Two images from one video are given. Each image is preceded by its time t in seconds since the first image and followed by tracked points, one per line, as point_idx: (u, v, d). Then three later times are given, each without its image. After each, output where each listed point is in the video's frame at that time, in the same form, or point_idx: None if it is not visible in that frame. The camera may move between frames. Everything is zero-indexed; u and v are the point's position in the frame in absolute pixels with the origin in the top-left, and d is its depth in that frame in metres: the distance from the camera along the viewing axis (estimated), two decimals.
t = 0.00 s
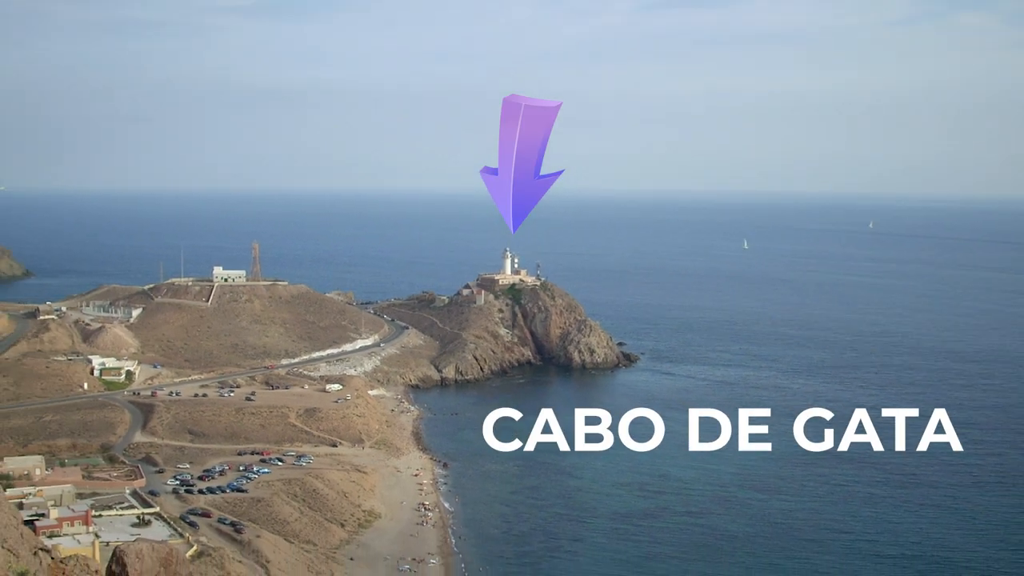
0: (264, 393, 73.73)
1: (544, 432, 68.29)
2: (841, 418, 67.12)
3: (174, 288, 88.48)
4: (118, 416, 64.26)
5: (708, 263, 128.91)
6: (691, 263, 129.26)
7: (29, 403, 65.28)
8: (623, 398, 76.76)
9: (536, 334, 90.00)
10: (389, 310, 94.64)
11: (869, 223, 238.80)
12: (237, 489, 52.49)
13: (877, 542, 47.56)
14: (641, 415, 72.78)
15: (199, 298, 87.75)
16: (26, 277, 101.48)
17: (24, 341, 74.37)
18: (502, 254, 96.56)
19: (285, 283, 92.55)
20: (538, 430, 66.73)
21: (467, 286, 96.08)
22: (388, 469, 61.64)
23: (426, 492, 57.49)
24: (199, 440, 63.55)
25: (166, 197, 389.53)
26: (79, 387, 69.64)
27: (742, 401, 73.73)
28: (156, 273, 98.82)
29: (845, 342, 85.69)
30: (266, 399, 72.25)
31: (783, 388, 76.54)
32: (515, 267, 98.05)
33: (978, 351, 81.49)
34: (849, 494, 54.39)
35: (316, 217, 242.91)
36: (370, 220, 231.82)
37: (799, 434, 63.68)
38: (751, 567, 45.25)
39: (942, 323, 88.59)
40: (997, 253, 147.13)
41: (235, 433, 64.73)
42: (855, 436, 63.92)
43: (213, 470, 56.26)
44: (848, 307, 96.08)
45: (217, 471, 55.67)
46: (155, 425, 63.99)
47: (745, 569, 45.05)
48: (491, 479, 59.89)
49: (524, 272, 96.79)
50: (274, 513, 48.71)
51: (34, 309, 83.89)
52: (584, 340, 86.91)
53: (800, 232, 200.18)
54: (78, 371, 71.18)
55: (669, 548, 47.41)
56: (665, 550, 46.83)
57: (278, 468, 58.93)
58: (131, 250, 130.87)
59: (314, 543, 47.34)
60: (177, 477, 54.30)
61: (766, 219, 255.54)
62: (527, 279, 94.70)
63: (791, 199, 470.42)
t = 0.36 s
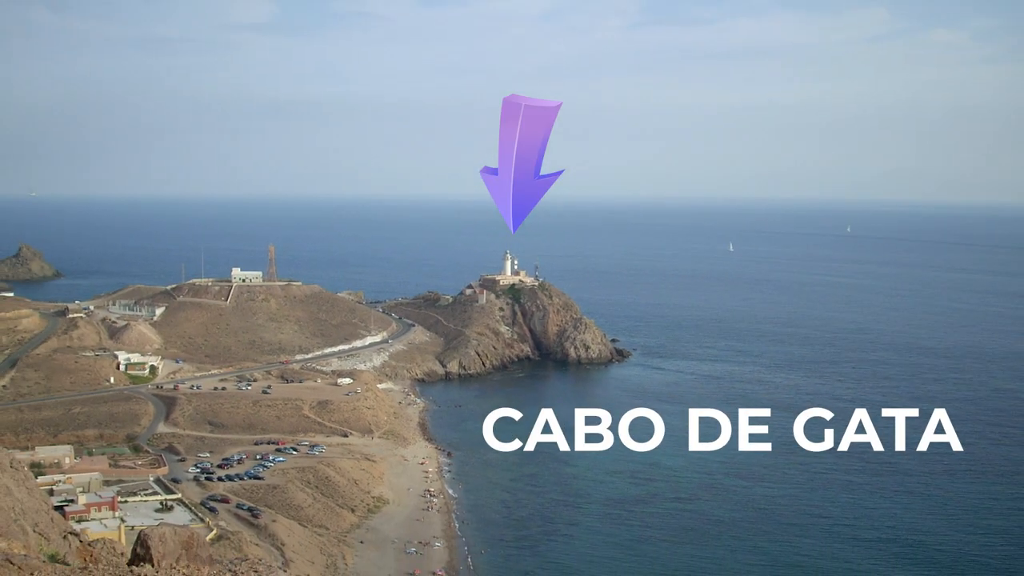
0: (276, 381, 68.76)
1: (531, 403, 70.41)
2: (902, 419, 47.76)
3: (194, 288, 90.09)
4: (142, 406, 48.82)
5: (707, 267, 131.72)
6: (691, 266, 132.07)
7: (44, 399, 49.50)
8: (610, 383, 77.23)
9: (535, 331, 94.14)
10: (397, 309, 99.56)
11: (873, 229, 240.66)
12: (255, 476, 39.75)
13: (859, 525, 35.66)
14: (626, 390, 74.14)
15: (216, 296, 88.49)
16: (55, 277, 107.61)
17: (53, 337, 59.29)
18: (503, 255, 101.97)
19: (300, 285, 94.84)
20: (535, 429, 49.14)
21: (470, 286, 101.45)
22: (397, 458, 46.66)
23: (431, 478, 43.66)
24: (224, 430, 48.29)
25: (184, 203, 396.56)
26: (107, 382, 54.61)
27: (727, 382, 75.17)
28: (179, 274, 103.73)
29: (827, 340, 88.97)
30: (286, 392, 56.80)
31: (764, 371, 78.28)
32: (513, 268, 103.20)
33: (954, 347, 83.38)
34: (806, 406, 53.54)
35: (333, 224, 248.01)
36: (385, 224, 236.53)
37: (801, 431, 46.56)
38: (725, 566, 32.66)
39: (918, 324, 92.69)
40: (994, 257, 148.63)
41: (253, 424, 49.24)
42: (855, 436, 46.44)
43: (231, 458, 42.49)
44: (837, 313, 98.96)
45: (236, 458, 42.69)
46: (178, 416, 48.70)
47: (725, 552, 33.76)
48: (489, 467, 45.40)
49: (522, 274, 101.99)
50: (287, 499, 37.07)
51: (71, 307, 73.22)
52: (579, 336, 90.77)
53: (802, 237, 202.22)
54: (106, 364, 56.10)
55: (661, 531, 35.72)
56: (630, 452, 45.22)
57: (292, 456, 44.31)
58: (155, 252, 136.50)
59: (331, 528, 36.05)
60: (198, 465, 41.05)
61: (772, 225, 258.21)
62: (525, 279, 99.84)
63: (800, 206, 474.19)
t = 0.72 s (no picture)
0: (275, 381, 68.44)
1: (531, 403, 70.28)
2: (902, 419, 47.83)
3: (194, 288, 89.85)
4: (143, 407, 48.83)
5: (707, 267, 131.67)
6: (690, 266, 132.03)
7: (44, 399, 49.52)
8: (610, 383, 77.18)
9: (534, 331, 93.37)
10: (398, 310, 99.11)
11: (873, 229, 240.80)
12: (255, 476, 39.76)
13: (859, 525, 35.67)
14: (626, 390, 74.07)
15: (216, 296, 88.19)
16: (55, 277, 107.72)
17: (53, 337, 59.33)
18: (503, 255, 101.96)
19: (300, 285, 94.30)
20: (535, 428, 49.12)
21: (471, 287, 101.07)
22: (398, 459, 46.65)
23: (431, 478, 43.67)
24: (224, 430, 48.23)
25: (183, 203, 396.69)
26: (107, 382, 54.59)
27: (727, 381, 75.10)
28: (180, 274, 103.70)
29: (827, 340, 88.90)
30: (286, 392, 56.71)
31: (764, 371, 78.25)
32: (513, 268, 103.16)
33: (954, 346, 83.33)
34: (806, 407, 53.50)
35: (332, 224, 247.89)
36: (385, 224, 236.54)
37: (801, 431, 46.55)
38: (725, 566, 32.64)
39: (917, 325, 92.61)
40: (994, 256, 148.50)
41: (253, 424, 49.25)
42: (855, 436, 46.43)
43: (231, 458, 42.49)
44: (837, 313, 98.84)
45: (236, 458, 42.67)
46: (177, 416, 48.70)
47: (725, 552, 33.77)
48: (489, 467, 45.40)
49: (522, 274, 101.98)
50: (287, 499, 37.08)
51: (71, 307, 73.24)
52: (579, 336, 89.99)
53: (801, 237, 202.21)
54: (106, 364, 56.12)
55: (661, 531, 35.74)
56: (630, 452, 45.29)
57: (292, 455, 44.31)
58: (155, 252, 136.56)
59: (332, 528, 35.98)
60: (198, 466, 40.98)
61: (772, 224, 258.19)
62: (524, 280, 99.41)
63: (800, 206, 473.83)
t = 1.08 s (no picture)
0: (275, 381, 68.34)
1: (531, 403, 70.25)
2: (902, 419, 47.84)
3: (195, 288, 89.76)
4: (143, 406, 48.80)
5: (707, 267, 131.61)
6: (690, 266, 132.05)
7: (44, 399, 49.53)
8: (610, 383, 77.17)
9: (534, 331, 93.23)
10: (398, 310, 99.06)
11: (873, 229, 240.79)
12: (255, 476, 39.77)
13: (859, 525, 35.68)
14: (626, 390, 74.04)
15: (216, 296, 88.06)
16: (56, 277, 107.75)
17: (53, 337, 59.33)
18: (503, 255, 101.93)
19: (300, 285, 94.14)
20: (535, 428, 49.13)
21: (471, 288, 100.98)
22: (398, 459, 46.61)
23: (431, 478, 43.65)
24: (223, 431, 48.18)
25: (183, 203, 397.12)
26: (107, 382, 54.59)
27: (727, 381, 75.08)
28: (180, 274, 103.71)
29: (827, 340, 88.91)
30: (286, 392, 56.71)
31: (764, 371, 78.25)
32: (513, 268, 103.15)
33: (954, 346, 83.33)
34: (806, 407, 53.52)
35: (332, 223, 247.74)
36: (385, 224, 236.48)
37: (801, 431, 46.55)
38: (725, 566, 32.64)
39: (917, 325, 92.60)
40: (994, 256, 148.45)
41: (253, 424, 49.23)
42: (855, 436, 46.42)
43: (231, 458, 42.49)
44: (837, 313, 98.78)
45: (235, 457, 42.62)
46: (177, 416, 48.69)
47: (725, 552, 33.77)
48: (489, 467, 45.39)
49: (522, 274, 101.96)
50: (288, 499, 37.10)
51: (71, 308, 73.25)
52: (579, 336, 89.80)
53: (801, 237, 202.19)
54: (106, 364, 56.11)
55: (661, 530, 35.74)
56: (630, 452, 45.29)
57: (292, 456, 44.31)
58: (155, 252, 136.64)
59: (330, 528, 35.94)
60: (196, 466, 40.98)
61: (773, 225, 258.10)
62: (524, 280, 99.31)
63: (800, 207, 473.85)
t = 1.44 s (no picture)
0: (274, 381, 68.29)
1: (531, 403, 70.22)
2: (902, 419, 47.81)
3: (195, 288, 89.72)
4: (143, 407, 48.80)
5: (707, 267, 131.56)
6: (690, 266, 132.06)
7: (44, 399, 49.52)
8: (610, 383, 77.13)
9: (534, 331, 93.19)
10: (398, 311, 99.03)
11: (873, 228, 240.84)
12: (255, 476, 39.76)
13: (859, 525, 35.68)
14: (626, 390, 74.00)
15: (216, 296, 88.03)
16: (56, 277, 107.78)
17: (53, 337, 59.33)
18: (503, 255, 101.92)
19: (300, 285, 94.07)
20: (535, 428, 49.12)
21: (471, 288, 100.95)
22: (398, 459, 46.61)
23: (431, 478, 43.64)
24: (222, 431, 48.18)
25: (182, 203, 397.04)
26: (107, 382, 54.58)
27: (728, 381, 75.08)
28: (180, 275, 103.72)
29: (827, 340, 88.89)
30: (286, 392, 56.69)
31: (764, 370, 78.22)
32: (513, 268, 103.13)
33: (954, 346, 83.31)
34: (806, 407, 53.50)
35: (332, 222, 247.73)
36: (385, 224, 236.50)
37: (801, 431, 46.52)
38: (725, 566, 32.64)
39: (917, 325, 92.59)
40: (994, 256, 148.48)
41: (253, 424, 49.22)
42: (856, 436, 46.41)
43: (231, 458, 42.48)
44: (837, 313, 98.75)
45: (235, 458, 42.62)
46: (178, 416, 48.69)
47: (725, 552, 33.77)
48: (489, 467, 45.38)
49: (522, 274, 101.95)
50: (287, 499, 37.09)
51: (71, 307, 73.23)
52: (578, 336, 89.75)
53: (801, 236, 202.21)
54: (106, 364, 56.11)
55: (661, 531, 35.73)
56: (629, 452, 45.32)
57: (292, 456, 44.31)
58: (155, 252, 136.62)
59: (330, 528, 35.92)
60: (196, 466, 40.97)
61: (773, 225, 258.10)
62: (524, 280, 99.27)
63: (799, 207, 473.87)
